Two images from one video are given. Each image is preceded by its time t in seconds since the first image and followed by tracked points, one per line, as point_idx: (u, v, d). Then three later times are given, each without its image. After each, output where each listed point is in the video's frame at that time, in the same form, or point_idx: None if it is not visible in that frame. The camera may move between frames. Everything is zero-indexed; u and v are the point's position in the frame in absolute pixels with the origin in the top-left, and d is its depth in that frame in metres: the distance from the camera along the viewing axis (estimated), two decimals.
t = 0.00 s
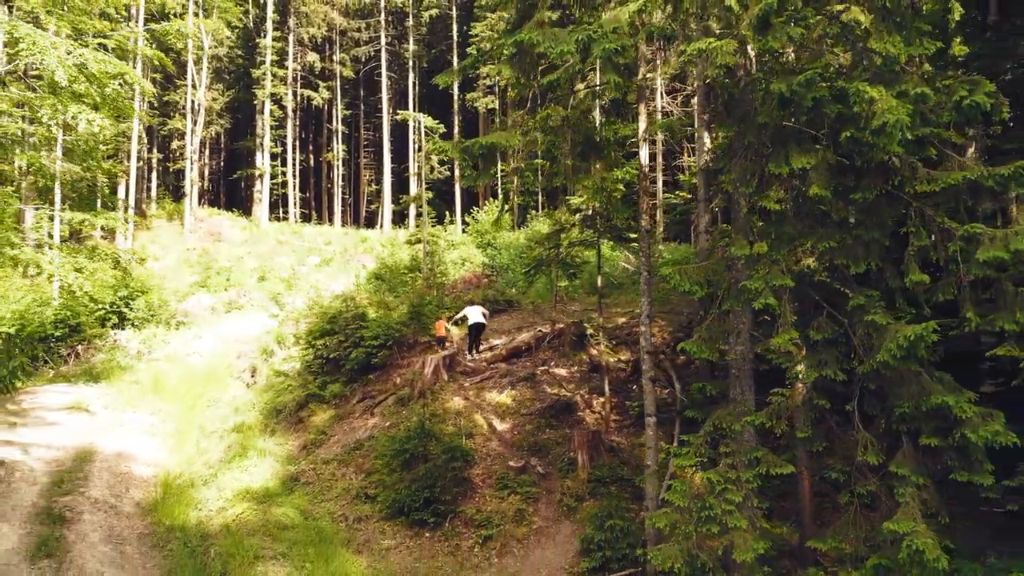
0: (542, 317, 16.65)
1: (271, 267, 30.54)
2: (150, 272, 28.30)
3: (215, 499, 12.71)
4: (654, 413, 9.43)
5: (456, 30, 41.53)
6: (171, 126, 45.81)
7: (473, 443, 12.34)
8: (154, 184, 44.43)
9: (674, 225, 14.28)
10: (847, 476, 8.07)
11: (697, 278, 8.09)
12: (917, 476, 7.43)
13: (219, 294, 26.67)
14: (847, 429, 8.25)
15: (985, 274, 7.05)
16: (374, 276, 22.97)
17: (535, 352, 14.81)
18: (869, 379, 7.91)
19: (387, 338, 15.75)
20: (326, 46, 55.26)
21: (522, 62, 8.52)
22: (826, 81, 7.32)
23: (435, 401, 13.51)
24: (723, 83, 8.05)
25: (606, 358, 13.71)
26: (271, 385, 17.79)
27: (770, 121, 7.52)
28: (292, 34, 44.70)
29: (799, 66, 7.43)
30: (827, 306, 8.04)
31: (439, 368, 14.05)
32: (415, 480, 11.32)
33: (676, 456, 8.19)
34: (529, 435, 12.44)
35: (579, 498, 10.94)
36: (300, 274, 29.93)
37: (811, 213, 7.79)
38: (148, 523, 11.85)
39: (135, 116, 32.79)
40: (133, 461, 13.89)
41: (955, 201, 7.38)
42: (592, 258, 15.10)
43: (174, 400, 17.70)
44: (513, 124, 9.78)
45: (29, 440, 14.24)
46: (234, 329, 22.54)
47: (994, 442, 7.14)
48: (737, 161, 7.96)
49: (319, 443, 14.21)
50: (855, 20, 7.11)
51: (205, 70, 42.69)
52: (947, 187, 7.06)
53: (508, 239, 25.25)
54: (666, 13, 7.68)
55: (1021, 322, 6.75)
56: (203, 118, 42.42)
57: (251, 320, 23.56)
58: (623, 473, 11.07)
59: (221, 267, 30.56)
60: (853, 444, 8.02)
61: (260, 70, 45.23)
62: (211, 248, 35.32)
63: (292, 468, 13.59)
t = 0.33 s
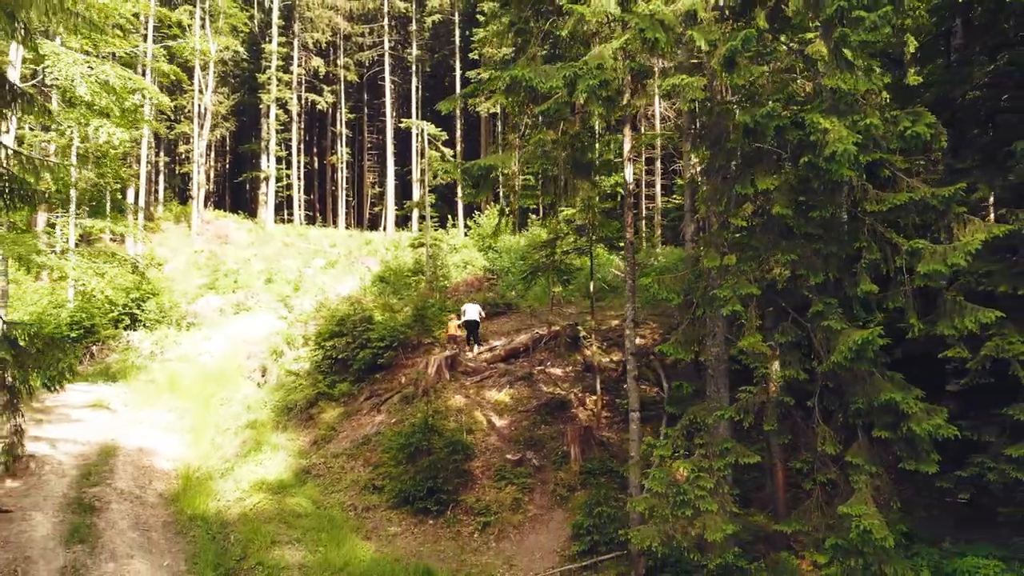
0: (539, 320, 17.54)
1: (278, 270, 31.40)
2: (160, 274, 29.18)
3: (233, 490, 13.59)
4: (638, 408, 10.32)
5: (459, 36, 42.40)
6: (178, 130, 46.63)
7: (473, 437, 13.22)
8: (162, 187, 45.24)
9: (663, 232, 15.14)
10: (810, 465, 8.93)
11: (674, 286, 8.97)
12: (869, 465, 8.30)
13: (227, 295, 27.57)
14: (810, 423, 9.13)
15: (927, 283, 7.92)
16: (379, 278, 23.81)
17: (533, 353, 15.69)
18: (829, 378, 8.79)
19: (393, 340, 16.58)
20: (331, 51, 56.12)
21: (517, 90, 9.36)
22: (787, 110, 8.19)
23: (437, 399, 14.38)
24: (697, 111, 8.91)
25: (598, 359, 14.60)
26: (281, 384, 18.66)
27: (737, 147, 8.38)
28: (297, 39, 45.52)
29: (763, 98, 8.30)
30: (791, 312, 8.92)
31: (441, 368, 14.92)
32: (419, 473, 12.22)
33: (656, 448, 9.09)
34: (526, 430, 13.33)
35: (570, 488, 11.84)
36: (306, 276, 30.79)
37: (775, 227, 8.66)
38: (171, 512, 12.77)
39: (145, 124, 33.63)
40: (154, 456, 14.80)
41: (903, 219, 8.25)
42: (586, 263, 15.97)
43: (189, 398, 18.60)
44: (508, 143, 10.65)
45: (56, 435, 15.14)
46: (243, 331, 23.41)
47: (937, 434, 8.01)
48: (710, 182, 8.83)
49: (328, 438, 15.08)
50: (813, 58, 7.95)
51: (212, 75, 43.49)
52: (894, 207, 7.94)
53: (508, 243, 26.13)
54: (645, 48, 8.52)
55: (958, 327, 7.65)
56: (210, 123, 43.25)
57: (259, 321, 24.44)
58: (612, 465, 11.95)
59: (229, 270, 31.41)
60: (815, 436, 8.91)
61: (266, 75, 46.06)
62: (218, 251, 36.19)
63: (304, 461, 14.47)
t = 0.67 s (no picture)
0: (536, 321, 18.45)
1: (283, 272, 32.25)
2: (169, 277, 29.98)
3: (248, 482, 14.47)
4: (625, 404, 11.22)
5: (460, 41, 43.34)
6: (184, 134, 47.46)
7: (474, 432, 14.11)
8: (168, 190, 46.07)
9: (652, 238, 16.02)
10: (781, 455, 9.82)
11: (655, 293, 9.87)
12: (832, 454, 9.18)
13: (234, 297, 28.41)
14: (781, 417, 10.01)
15: (881, 290, 8.80)
16: (382, 280, 24.70)
17: (530, 353, 16.60)
18: (796, 377, 9.68)
19: (397, 340, 17.48)
20: (334, 55, 57.06)
21: (512, 114, 10.24)
22: (757, 135, 9.07)
23: (439, 396, 15.26)
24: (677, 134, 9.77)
25: (592, 359, 15.52)
26: (290, 382, 19.54)
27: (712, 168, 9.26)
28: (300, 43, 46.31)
29: (735, 124, 9.20)
30: (762, 316, 9.80)
31: (444, 367, 15.80)
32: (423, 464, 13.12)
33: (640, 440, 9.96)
34: (523, 426, 14.22)
35: (563, 479, 12.76)
36: (311, 277, 31.67)
37: (747, 239, 9.55)
38: (191, 502, 13.67)
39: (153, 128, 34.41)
40: (172, 451, 15.66)
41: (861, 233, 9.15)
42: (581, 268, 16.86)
43: (202, 396, 19.48)
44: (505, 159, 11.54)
45: (78, 431, 15.97)
46: (252, 331, 24.32)
47: (891, 427, 8.88)
48: (689, 199, 9.70)
49: (337, 433, 15.97)
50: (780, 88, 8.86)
51: (217, 81, 44.31)
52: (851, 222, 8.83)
53: (508, 246, 27.00)
54: (629, 78, 9.38)
55: (908, 330, 8.56)
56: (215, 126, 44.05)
57: (266, 323, 25.30)
58: (602, 457, 12.85)
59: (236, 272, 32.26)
60: (784, 429, 9.79)
61: (270, 79, 46.88)
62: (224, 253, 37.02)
63: (314, 455, 15.35)
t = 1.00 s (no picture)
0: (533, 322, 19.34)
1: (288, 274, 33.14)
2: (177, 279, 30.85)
3: (261, 475, 15.37)
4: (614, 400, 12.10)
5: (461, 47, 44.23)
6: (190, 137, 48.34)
7: (473, 428, 15.00)
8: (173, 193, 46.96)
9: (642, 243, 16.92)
10: (755, 447, 10.70)
11: (639, 298, 10.76)
12: (800, 445, 10.06)
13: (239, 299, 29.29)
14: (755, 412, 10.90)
15: (843, 296, 9.68)
16: (385, 282, 25.60)
17: (526, 352, 17.50)
18: (768, 376, 10.57)
19: (400, 340, 18.39)
20: (336, 59, 57.93)
21: (508, 133, 11.13)
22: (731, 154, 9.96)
23: (441, 394, 16.17)
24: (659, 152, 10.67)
25: (585, 358, 16.41)
26: (297, 381, 20.44)
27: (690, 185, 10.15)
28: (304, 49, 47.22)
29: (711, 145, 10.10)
30: (737, 319, 10.69)
31: (445, 366, 16.70)
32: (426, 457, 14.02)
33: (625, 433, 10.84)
34: (520, 421, 15.13)
35: (557, 471, 13.66)
36: (315, 279, 32.57)
37: (723, 249, 10.43)
38: (208, 493, 14.56)
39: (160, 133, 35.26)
40: (188, 446, 16.54)
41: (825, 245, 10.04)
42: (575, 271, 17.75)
43: (213, 394, 20.36)
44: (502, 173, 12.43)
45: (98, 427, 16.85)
46: (259, 332, 25.21)
47: (852, 420, 9.76)
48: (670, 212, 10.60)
49: (344, 429, 16.87)
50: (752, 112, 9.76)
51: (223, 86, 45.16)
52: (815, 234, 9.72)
53: (507, 249, 27.89)
54: (614, 102, 10.28)
55: (866, 332, 9.45)
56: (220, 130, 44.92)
57: (273, 324, 26.19)
58: (593, 450, 13.75)
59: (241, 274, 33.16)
60: (758, 423, 10.67)
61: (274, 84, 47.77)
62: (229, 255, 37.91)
63: (322, 449, 16.25)
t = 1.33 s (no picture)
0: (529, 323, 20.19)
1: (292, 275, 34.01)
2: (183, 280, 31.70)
3: (271, 468, 16.25)
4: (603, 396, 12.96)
5: (461, 52, 44.99)
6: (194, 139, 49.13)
7: (472, 423, 15.89)
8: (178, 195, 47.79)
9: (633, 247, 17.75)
10: (732, 440, 11.57)
11: (625, 301, 11.63)
12: (772, 438, 10.94)
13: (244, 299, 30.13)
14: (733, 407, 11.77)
15: (811, 301, 10.55)
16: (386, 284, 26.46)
17: (523, 352, 18.39)
18: (744, 374, 11.44)
19: (403, 341, 19.25)
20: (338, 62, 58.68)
21: (504, 148, 11.98)
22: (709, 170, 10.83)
23: (441, 391, 17.05)
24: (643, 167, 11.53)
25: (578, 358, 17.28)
26: (303, 379, 21.33)
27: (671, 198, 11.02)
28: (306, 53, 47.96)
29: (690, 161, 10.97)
30: (716, 322, 11.56)
31: (445, 365, 17.57)
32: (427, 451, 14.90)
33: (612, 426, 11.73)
34: (516, 418, 16.01)
35: (551, 464, 14.53)
36: (318, 280, 33.45)
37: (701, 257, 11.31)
38: (222, 485, 15.44)
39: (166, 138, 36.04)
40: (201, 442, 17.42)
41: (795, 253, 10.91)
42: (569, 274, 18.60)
43: (222, 392, 21.24)
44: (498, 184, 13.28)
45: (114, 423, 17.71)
46: (265, 333, 26.09)
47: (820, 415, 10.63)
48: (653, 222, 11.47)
49: (349, 425, 17.75)
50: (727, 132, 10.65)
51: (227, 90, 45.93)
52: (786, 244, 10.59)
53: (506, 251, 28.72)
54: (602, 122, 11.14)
55: (830, 335, 10.33)
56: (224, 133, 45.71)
57: (278, 324, 27.07)
58: (585, 445, 14.63)
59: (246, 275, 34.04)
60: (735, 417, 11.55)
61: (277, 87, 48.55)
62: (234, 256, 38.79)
63: (329, 444, 17.13)
